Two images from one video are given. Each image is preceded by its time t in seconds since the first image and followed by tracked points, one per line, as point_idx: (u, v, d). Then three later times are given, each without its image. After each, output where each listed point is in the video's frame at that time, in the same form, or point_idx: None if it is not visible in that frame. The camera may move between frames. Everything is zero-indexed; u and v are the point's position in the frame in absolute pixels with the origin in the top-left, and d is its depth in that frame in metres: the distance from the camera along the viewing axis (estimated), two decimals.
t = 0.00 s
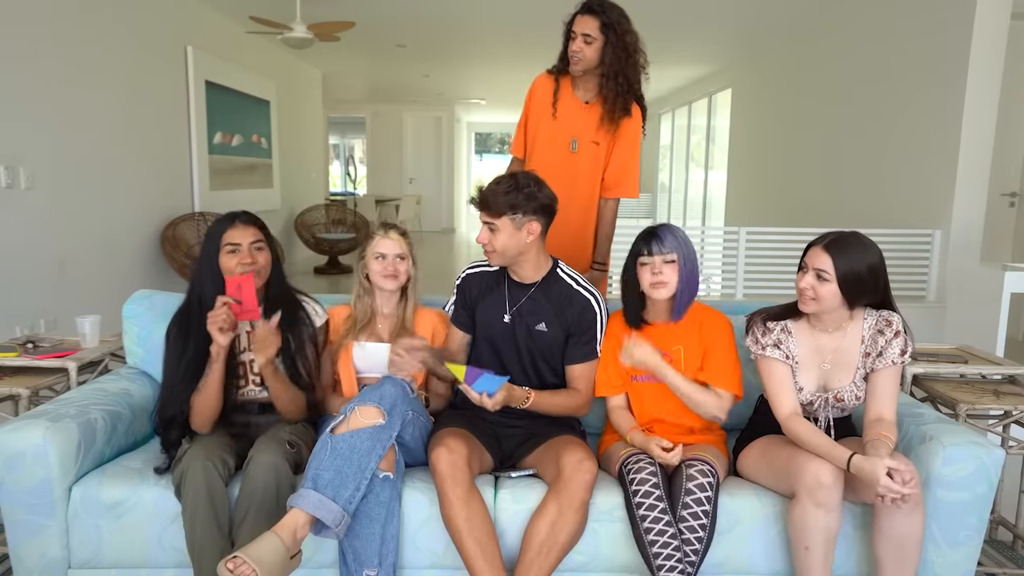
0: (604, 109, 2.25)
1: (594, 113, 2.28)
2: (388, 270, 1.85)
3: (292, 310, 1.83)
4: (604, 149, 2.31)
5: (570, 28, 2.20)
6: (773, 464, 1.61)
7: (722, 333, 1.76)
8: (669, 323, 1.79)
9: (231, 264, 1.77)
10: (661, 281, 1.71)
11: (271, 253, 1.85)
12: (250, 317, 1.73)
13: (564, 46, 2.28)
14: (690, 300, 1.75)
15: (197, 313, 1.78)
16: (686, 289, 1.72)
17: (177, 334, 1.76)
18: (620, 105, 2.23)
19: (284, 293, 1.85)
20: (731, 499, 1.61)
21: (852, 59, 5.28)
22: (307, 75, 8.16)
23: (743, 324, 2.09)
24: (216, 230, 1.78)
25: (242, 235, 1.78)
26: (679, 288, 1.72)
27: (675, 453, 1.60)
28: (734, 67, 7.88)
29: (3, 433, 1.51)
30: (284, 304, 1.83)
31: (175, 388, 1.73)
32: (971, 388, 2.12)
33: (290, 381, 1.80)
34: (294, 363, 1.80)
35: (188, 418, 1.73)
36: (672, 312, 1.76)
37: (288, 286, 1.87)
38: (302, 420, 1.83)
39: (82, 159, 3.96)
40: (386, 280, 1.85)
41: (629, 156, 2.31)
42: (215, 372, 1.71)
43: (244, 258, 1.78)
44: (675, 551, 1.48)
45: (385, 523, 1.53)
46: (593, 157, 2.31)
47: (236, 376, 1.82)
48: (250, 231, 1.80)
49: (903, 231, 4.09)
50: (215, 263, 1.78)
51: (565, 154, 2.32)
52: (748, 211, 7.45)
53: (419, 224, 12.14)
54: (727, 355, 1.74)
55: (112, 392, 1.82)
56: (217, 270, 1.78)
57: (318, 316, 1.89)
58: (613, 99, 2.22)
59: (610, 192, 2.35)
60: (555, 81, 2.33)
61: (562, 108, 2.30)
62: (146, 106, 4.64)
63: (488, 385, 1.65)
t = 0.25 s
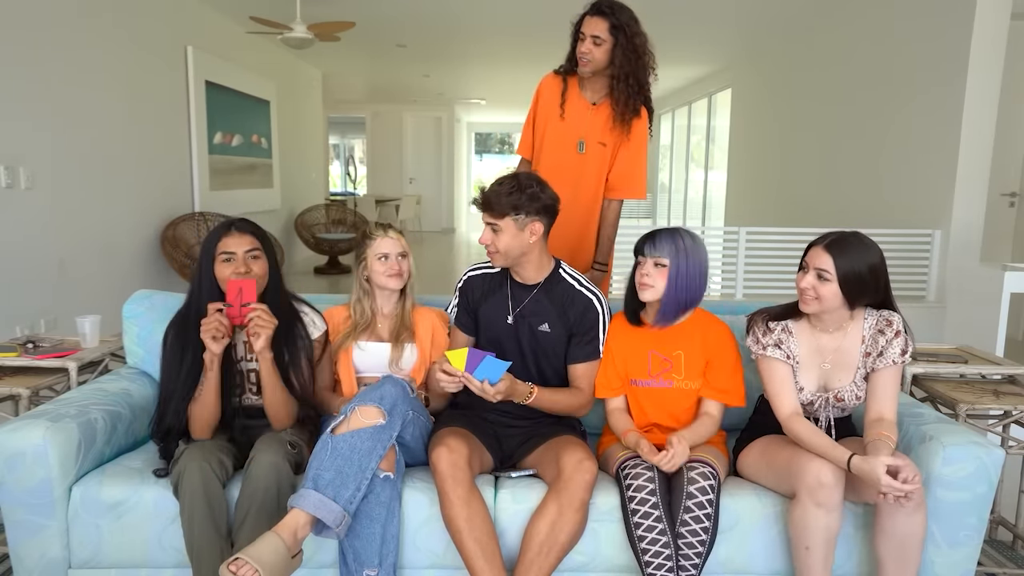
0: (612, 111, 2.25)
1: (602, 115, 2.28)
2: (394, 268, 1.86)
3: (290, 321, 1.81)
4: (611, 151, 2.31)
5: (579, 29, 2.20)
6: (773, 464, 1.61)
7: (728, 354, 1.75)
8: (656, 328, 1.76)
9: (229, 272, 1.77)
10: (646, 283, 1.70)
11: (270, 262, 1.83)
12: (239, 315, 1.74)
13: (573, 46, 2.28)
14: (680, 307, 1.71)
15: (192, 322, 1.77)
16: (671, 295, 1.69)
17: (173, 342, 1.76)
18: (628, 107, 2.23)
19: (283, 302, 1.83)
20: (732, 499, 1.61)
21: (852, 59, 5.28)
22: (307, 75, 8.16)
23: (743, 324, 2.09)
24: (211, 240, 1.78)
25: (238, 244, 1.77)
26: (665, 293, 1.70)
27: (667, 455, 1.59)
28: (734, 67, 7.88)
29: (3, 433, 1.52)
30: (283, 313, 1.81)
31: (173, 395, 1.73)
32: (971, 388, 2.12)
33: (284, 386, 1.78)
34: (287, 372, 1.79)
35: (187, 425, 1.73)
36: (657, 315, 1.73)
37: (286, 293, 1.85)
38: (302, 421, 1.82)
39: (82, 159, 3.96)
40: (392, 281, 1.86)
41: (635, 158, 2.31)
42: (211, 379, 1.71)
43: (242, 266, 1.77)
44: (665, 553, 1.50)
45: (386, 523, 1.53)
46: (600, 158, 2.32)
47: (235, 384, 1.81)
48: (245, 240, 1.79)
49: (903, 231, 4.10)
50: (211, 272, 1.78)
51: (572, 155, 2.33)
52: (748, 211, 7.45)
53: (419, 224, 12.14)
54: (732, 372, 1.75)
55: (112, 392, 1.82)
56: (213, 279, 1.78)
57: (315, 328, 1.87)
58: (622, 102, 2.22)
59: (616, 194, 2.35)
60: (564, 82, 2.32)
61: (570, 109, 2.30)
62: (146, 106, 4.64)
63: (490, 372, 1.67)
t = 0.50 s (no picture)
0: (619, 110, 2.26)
1: (607, 114, 2.29)
2: (392, 270, 1.86)
3: (291, 324, 1.81)
4: (617, 150, 2.32)
5: (585, 28, 2.19)
6: (773, 463, 1.61)
7: (728, 354, 1.75)
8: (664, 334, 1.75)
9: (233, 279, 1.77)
10: (647, 288, 1.71)
11: (271, 268, 1.83)
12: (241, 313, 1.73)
13: (578, 45, 2.28)
14: (685, 313, 1.71)
15: (195, 327, 1.76)
16: (674, 301, 1.69)
17: (176, 346, 1.75)
18: (635, 106, 2.24)
19: (285, 306, 1.83)
20: (732, 499, 1.61)
21: (852, 59, 5.28)
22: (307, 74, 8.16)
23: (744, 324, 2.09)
24: (214, 247, 1.77)
25: (240, 250, 1.77)
26: (667, 298, 1.70)
27: (678, 475, 1.55)
28: (734, 67, 7.88)
29: (3, 433, 1.52)
30: (285, 317, 1.82)
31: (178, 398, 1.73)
32: (971, 388, 2.12)
33: (280, 386, 1.77)
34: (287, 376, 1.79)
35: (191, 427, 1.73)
36: (661, 320, 1.73)
37: (286, 297, 1.85)
38: (301, 421, 1.80)
39: (82, 159, 3.96)
40: (388, 281, 1.86)
41: (641, 157, 2.33)
42: (217, 381, 1.71)
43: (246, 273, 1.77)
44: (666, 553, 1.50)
45: (386, 523, 1.53)
46: (605, 158, 2.32)
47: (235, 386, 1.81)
48: (248, 247, 1.78)
49: (903, 231, 4.10)
50: (214, 277, 1.78)
51: (578, 154, 2.32)
52: (748, 211, 7.45)
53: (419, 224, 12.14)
54: (731, 374, 1.74)
55: (113, 392, 1.82)
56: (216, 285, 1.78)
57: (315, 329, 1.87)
58: (629, 101, 2.23)
59: (621, 194, 2.36)
60: (568, 80, 2.33)
61: (575, 108, 2.30)
62: (146, 106, 4.64)
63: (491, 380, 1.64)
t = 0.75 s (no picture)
0: (623, 109, 2.27)
1: (612, 113, 2.29)
2: (391, 271, 1.87)
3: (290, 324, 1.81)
4: (621, 149, 2.33)
5: (588, 28, 2.19)
6: (773, 463, 1.61)
7: (730, 355, 1.75)
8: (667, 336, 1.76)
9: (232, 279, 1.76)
10: (649, 291, 1.70)
11: (270, 268, 1.83)
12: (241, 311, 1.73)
13: (580, 45, 2.28)
14: (687, 313, 1.71)
15: (194, 327, 1.76)
16: (676, 303, 1.70)
17: (176, 346, 1.75)
18: (639, 106, 2.25)
19: (283, 305, 1.82)
20: (732, 499, 1.61)
21: (852, 59, 5.27)
22: (307, 74, 8.16)
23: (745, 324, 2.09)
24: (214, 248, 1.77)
25: (239, 250, 1.77)
26: (670, 300, 1.70)
27: (679, 483, 1.54)
28: (734, 67, 7.87)
29: (3, 433, 1.52)
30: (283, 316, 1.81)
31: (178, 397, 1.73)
32: (971, 388, 2.12)
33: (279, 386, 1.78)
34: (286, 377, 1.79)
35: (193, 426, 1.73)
36: (664, 322, 1.73)
37: (285, 296, 1.85)
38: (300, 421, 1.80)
39: (82, 159, 3.96)
40: (387, 280, 1.87)
41: (645, 156, 2.34)
42: (217, 380, 1.71)
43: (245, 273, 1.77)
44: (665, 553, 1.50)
45: (386, 523, 1.53)
46: (610, 157, 2.32)
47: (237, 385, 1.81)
48: (247, 247, 1.78)
49: (904, 231, 4.09)
50: (212, 277, 1.78)
51: (583, 154, 2.32)
52: (748, 211, 7.45)
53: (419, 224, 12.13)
54: (732, 375, 1.74)
55: (113, 392, 1.83)
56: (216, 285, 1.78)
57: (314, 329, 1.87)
58: (633, 101, 2.24)
59: (625, 194, 2.37)
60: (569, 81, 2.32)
61: (579, 108, 2.30)
62: (146, 106, 4.64)
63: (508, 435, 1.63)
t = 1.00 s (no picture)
0: (625, 110, 2.26)
1: (613, 114, 2.28)
2: (393, 270, 1.86)
3: (286, 324, 1.81)
4: (623, 150, 2.32)
5: (589, 30, 2.20)
6: (773, 463, 1.61)
7: (732, 358, 1.74)
8: (669, 339, 1.76)
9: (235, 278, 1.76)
10: (650, 294, 1.71)
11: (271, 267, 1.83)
12: (244, 310, 1.73)
13: (582, 48, 2.29)
14: (690, 316, 1.71)
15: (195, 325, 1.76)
16: (678, 305, 1.70)
17: (176, 345, 1.75)
18: (641, 107, 2.25)
19: (281, 304, 1.82)
20: (732, 499, 1.61)
21: (852, 59, 5.27)
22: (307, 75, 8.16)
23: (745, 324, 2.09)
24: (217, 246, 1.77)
25: (242, 248, 1.77)
26: (670, 303, 1.70)
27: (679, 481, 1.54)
28: (734, 67, 7.87)
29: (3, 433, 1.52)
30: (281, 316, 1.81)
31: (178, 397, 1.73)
32: (971, 388, 2.12)
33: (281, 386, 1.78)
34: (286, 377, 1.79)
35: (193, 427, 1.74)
36: (666, 325, 1.73)
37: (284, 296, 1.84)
38: (300, 421, 1.81)
39: (82, 159, 3.96)
40: (388, 280, 1.86)
41: (647, 157, 2.32)
42: (218, 379, 1.71)
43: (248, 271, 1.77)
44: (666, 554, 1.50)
45: (386, 523, 1.53)
46: (612, 159, 2.32)
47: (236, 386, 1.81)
48: (249, 245, 1.78)
49: (904, 231, 4.10)
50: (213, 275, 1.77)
51: (585, 155, 2.32)
52: (748, 211, 7.46)
53: (419, 224, 12.12)
54: (735, 376, 1.73)
55: (113, 392, 1.83)
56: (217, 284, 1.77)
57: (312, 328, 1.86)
58: (634, 102, 2.23)
59: (627, 195, 2.35)
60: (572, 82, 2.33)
61: (580, 110, 2.30)
62: (146, 106, 4.64)
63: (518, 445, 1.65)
